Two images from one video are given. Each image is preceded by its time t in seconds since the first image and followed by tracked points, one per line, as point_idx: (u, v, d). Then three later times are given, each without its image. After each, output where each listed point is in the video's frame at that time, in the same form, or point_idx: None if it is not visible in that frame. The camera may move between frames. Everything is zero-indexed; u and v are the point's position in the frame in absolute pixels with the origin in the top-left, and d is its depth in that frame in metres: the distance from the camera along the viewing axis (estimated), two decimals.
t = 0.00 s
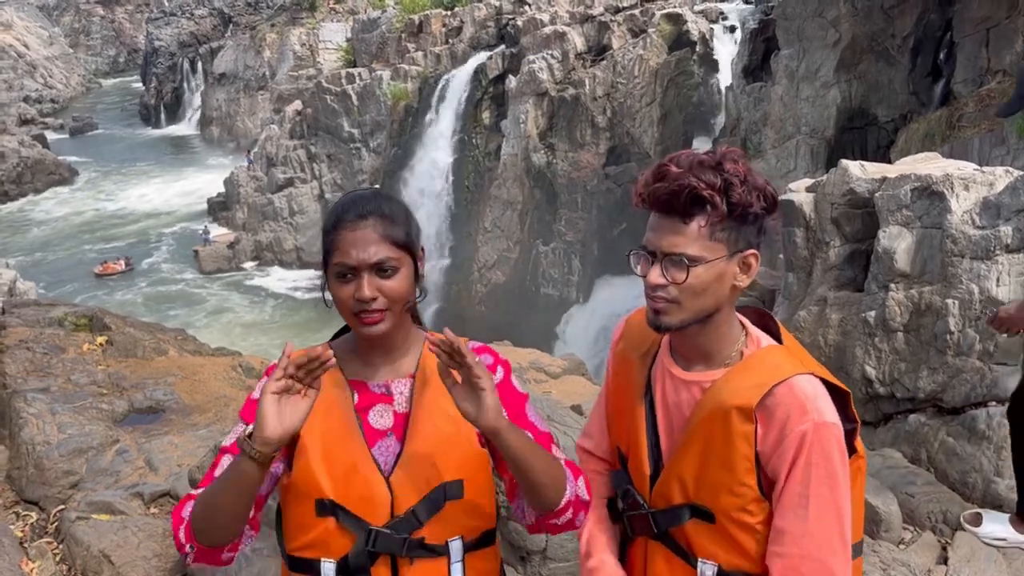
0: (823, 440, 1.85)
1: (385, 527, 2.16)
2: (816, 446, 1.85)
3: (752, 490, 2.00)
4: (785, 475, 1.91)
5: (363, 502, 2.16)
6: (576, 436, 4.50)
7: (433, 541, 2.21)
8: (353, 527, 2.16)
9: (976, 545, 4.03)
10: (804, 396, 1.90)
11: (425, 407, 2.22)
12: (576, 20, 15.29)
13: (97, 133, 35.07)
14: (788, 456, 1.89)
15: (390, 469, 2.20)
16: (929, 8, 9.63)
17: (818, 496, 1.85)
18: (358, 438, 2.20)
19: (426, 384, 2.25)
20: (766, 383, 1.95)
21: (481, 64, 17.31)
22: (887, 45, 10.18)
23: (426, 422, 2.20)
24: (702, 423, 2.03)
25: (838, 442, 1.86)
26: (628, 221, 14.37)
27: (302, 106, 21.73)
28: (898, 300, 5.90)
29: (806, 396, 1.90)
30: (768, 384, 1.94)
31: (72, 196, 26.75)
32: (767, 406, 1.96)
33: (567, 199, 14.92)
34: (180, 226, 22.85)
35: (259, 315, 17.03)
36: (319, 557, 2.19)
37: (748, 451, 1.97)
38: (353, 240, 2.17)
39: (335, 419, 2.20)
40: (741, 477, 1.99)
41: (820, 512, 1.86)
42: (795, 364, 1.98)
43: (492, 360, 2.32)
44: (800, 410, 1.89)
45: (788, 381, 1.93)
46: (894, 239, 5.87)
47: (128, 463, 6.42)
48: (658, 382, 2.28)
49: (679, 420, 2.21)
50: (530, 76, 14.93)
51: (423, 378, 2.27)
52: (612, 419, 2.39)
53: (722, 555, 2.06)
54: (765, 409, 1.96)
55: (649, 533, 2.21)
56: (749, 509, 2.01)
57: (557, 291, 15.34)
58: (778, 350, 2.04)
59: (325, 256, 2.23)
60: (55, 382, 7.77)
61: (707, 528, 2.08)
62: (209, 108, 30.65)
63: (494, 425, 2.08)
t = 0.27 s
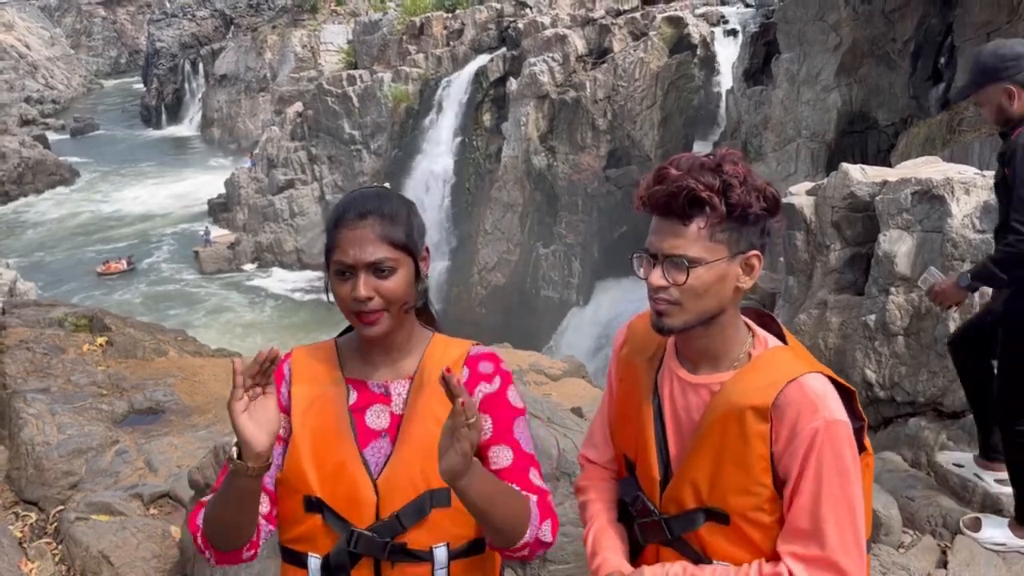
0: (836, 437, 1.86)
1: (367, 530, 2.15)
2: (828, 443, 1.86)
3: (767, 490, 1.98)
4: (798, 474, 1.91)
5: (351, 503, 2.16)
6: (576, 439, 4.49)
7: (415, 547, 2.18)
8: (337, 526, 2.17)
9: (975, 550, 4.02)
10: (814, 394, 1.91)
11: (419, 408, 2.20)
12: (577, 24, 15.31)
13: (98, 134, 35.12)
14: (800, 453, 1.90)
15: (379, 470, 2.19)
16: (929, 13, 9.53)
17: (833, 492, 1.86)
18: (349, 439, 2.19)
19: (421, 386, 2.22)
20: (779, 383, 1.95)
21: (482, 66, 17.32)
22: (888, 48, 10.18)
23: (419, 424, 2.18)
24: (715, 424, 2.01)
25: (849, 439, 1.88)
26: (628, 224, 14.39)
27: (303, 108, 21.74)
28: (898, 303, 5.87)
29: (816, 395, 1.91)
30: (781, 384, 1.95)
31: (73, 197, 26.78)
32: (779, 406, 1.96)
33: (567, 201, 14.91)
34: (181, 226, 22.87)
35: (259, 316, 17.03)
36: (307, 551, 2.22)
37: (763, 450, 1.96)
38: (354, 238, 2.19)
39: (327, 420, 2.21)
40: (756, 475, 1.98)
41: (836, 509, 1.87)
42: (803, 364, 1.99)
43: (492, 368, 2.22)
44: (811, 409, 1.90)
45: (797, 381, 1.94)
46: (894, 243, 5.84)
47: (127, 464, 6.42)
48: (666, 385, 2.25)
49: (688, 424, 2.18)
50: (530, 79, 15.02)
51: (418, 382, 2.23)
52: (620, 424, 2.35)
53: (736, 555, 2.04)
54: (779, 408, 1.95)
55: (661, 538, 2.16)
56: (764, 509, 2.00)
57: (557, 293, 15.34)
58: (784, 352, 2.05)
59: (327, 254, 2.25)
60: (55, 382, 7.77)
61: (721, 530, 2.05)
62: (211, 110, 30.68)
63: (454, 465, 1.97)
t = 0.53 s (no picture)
0: (844, 450, 1.85)
1: (371, 532, 2.15)
2: (836, 455, 1.84)
3: (773, 499, 1.96)
4: (804, 486, 1.89)
5: (354, 503, 2.16)
6: (576, 441, 4.48)
7: (416, 547, 2.20)
8: (339, 527, 2.17)
9: (976, 554, 4.04)
10: (823, 405, 1.89)
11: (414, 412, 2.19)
12: (578, 27, 15.33)
13: (99, 134, 35.13)
14: (806, 465, 1.88)
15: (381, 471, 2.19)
16: (929, 17, 9.43)
17: (839, 507, 1.84)
18: (354, 438, 2.18)
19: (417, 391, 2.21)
20: (788, 392, 1.93)
21: (483, 68, 17.31)
22: (888, 52, 10.17)
23: (416, 427, 2.18)
24: (723, 430, 1.99)
25: (857, 453, 1.86)
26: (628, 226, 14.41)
27: (303, 110, 21.74)
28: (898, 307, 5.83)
29: (825, 406, 1.89)
30: (790, 392, 1.93)
31: (73, 197, 26.79)
32: (789, 414, 1.93)
33: (567, 204, 14.90)
34: (182, 227, 22.88)
35: (258, 318, 17.03)
36: (311, 553, 2.23)
37: (770, 458, 1.94)
38: (355, 237, 2.19)
39: (330, 419, 2.19)
40: (763, 485, 1.95)
41: (844, 523, 1.84)
42: (816, 375, 1.97)
43: (483, 365, 2.26)
44: (820, 420, 1.88)
45: (807, 392, 1.92)
46: (894, 247, 5.82)
47: (126, 465, 6.41)
48: (676, 389, 2.24)
49: (696, 430, 2.17)
50: (531, 81, 15.07)
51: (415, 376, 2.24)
52: (630, 427, 2.35)
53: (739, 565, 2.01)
54: (788, 417, 1.93)
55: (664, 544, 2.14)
56: (769, 518, 1.97)
57: (557, 296, 15.33)
58: (797, 362, 2.02)
59: (327, 252, 2.25)
60: (54, 382, 7.77)
61: (725, 537, 2.03)
62: (211, 111, 30.67)
63: (376, 448, 1.94)
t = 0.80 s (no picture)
0: (845, 467, 1.82)
1: (391, 531, 2.17)
2: (835, 471, 1.82)
3: (770, 510, 1.94)
4: (802, 502, 1.87)
5: (372, 503, 2.17)
6: (576, 443, 4.48)
7: (436, 540, 2.22)
8: (360, 528, 2.16)
9: (975, 558, 4.08)
10: (828, 419, 1.86)
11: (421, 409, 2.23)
12: (578, 30, 15.38)
13: (99, 135, 35.12)
14: (807, 479, 1.85)
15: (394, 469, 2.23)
16: (929, 21, 9.57)
17: (838, 524, 1.82)
18: (364, 439, 2.19)
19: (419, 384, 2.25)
20: (792, 402, 1.89)
21: (483, 71, 17.33)
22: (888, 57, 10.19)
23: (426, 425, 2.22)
24: (724, 437, 1.97)
25: (860, 469, 1.83)
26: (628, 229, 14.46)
27: (304, 112, 21.74)
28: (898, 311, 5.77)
29: (830, 420, 1.85)
30: (794, 403, 1.89)
31: (73, 198, 26.79)
32: (792, 425, 1.90)
33: (567, 206, 14.90)
34: (182, 228, 22.88)
35: (258, 319, 17.03)
36: (327, 557, 2.17)
37: (769, 469, 1.91)
38: (360, 232, 2.18)
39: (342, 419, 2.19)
40: (760, 496, 1.93)
41: (841, 541, 1.82)
42: (825, 387, 1.93)
43: (479, 354, 2.32)
44: (822, 435, 1.85)
45: (814, 404, 1.88)
46: (894, 250, 5.82)
47: (125, 466, 6.40)
48: (685, 395, 2.25)
49: (701, 434, 2.16)
50: (531, 84, 15.10)
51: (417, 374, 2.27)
52: (641, 429, 2.35)
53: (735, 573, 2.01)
54: (790, 427, 1.90)
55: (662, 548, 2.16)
56: (765, 530, 1.95)
57: (556, 298, 15.31)
58: (808, 372, 1.97)
59: (330, 249, 2.23)
60: (54, 383, 7.76)
61: (720, 545, 2.02)
62: (211, 112, 30.64)
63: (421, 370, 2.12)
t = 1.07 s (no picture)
0: (843, 477, 1.80)
1: (409, 527, 2.17)
2: (832, 482, 1.80)
3: (766, 517, 1.93)
4: (798, 511, 1.86)
5: (385, 502, 2.16)
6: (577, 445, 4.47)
7: (452, 536, 2.23)
8: (377, 527, 2.15)
9: (975, 563, 4.07)
10: (828, 428, 1.84)
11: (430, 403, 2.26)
12: (578, 32, 15.38)
13: (98, 136, 35.10)
14: (805, 487, 1.84)
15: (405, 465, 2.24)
16: (929, 25, 9.64)
17: (835, 534, 1.80)
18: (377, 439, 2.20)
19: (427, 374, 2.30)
20: (790, 410, 1.89)
21: (483, 73, 17.34)
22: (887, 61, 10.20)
23: (440, 418, 2.26)
24: (722, 442, 1.98)
25: (859, 479, 1.81)
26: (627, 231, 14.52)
27: (303, 113, 21.74)
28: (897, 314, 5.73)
29: (830, 429, 1.84)
30: (792, 412, 1.88)
31: (72, 199, 26.77)
32: (793, 433, 1.89)
33: (566, 209, 14.89)
34: (182, 229, 22.87)
35: (257, 320, 17.04)
36: (341, 560, 2.15)
37: (766, 477, 1.91)
38: (368, 230, 2.18)
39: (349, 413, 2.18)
40: (757, 502, 1.93)
41: (840, 552, 1.79)
42: (826, 396, 1.92)
43: (480, 346, 2.38)
44: (821, 445, 1.83)
45: (813, 414, 1.87)
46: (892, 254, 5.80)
47: (124, 466, 6.39)
48: (685, 398, 2.25)
49: (701, 437, 2.16)
50: (531, 86, 15.07)
51: (423, 371, 2.31)
52: (641, 431, 2.35)
53: None
54: (787, 436, 1.90)
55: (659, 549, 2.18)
56: (759, 536, 1.95)
57: (555, 300, 15.27)
58: (811, 381, 1.96)
59: (337, 246, 2.23)
60: (53, 384, 7.75)
61: (715, 549, 2.02)
62: (211, 113, 30.60)
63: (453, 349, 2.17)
